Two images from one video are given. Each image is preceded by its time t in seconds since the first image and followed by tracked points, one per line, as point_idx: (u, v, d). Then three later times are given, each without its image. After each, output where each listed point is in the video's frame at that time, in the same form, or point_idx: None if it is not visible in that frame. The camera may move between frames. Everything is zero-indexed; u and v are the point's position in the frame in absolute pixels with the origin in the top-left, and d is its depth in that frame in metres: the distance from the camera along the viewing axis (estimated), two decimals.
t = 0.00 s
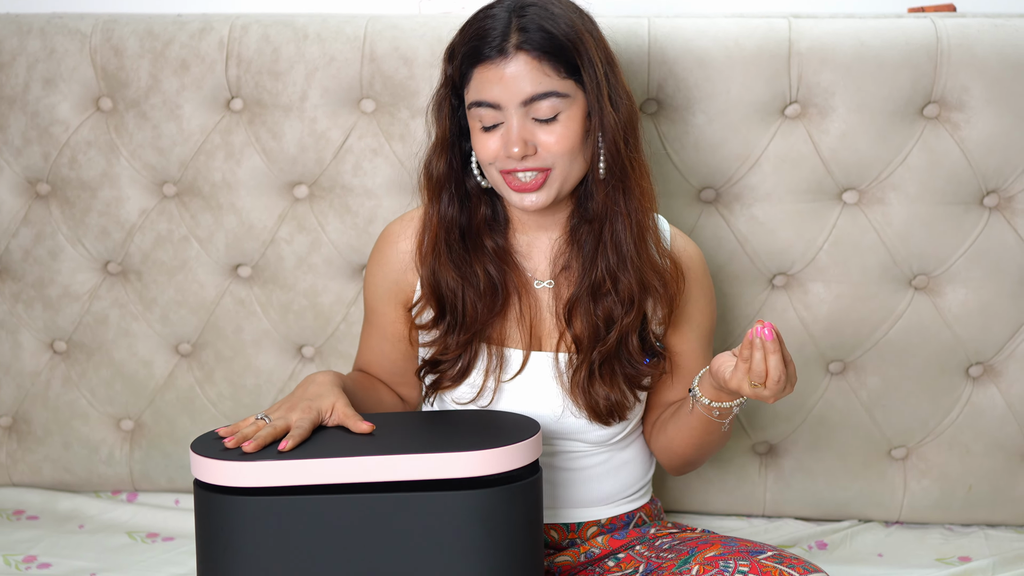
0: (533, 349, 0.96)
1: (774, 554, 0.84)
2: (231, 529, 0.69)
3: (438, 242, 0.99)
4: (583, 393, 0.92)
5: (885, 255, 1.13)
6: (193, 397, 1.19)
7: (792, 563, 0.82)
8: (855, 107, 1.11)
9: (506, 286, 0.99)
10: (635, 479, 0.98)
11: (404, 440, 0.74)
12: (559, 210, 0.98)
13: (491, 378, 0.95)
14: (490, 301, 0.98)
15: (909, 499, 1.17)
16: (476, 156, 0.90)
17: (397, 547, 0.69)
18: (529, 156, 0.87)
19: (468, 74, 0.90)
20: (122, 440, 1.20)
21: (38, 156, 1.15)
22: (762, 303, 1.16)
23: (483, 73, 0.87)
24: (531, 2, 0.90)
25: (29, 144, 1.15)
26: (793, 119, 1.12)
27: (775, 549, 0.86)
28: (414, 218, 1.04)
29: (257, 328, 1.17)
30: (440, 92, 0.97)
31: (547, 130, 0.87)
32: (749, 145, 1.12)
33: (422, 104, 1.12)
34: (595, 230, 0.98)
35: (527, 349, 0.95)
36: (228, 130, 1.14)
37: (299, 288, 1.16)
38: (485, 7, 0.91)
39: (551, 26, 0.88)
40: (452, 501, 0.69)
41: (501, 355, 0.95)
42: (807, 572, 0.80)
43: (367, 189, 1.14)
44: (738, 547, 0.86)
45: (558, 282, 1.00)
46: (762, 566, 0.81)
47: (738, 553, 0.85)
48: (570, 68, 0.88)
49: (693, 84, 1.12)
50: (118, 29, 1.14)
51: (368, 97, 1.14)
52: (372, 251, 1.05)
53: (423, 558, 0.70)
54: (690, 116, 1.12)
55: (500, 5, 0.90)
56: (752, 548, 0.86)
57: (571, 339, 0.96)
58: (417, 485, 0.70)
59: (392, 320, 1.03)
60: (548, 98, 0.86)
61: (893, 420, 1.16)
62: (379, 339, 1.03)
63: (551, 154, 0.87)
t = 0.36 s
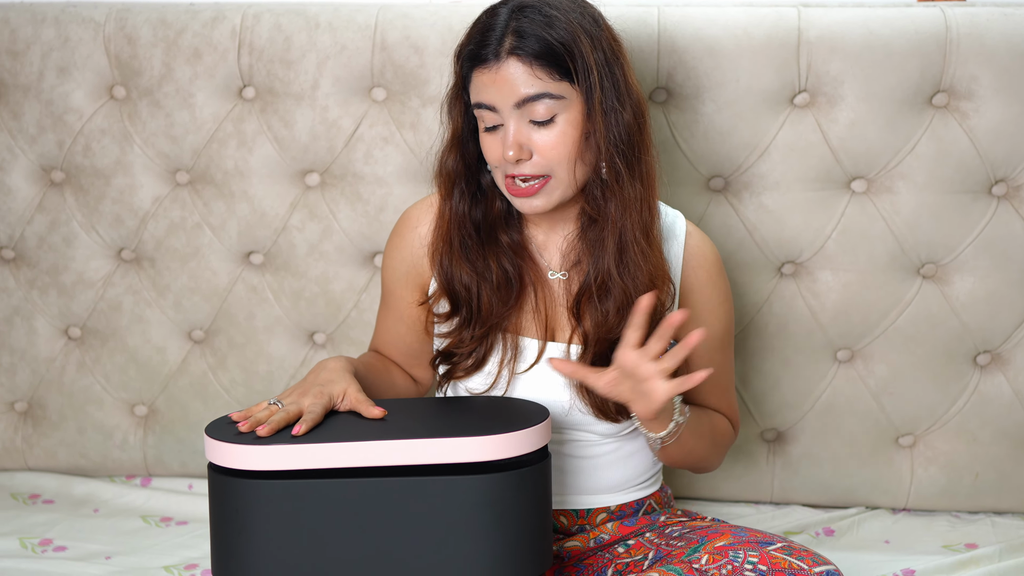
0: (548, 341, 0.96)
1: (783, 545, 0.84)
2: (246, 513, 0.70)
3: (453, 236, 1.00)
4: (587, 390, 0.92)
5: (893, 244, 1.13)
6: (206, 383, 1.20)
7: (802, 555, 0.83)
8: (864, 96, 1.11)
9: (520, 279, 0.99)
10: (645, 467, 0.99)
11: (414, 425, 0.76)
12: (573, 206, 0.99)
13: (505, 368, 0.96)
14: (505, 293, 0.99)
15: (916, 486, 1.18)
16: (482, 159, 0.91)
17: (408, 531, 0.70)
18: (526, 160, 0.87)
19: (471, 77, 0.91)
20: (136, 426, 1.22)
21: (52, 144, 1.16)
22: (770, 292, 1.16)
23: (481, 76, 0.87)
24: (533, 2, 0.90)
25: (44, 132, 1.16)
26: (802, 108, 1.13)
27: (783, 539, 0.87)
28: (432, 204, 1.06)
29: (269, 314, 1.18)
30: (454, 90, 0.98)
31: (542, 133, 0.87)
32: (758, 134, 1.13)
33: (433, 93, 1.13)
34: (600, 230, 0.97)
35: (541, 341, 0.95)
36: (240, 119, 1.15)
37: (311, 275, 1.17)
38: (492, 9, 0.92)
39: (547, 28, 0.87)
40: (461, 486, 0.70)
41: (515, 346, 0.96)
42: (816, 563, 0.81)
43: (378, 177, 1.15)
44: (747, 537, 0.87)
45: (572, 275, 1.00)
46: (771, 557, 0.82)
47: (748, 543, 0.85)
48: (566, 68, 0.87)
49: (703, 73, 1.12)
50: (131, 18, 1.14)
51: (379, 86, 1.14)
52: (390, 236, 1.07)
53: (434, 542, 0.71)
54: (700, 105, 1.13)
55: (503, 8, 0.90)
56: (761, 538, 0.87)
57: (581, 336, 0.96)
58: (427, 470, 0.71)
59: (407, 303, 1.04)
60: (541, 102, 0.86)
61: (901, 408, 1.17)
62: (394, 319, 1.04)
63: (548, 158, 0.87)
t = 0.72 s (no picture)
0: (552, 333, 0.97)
1: (788, 534, 0.85)
2: (251, 500, 0.70)
3: (458, 223, 1.00)
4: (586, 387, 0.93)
5: (900, 233, 1.13)
6: (214, 373, 1.20)
7: (807, 544, 0.83)
8: (871, 85, 1.11)
9: (522, 270, 0.99)
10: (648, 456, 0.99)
11: (422, 414, 0.76)
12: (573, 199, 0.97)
13: (508, 359, 0.97)
14: (508, 281, 0.99)
15: (922, 475, 1.18)
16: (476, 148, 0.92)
17: (413, 519, 0.71)
18: (507, 149, 0.87)
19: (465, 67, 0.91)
20: (144, 415, 1.22)
21: (61, 135, 1.16)
22: (776, 282, 1.16)
23: (469, 67, 0.88)
24: None
25: (52, 123, 1.16)
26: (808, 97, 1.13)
27: (788, 528, 0.87)
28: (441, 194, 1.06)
29: (277, 304, 1.18)
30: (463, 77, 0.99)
31: (520, 126, 0.86)
32: (765, 123, 1.13)
33: (440, 82, 1.13)
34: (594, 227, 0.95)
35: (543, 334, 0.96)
36: (248, 109, 1.15)
37: (318, 265, 1.17)
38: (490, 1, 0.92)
39: (531, 21, 0.87)
40: (463, 475, 0.70)
41: (520, 337, 0.97)
42: (822, 553, 0.81)
43: (385, 167, 1.15)
44: (752, 526, 0.86)
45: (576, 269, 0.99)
46: (776, 546, 0.82)
47: (753, 532, 0.85)
48: (546, 59, 0.86)
49: (710, 63, 1.12)
50: (138, 9, 1.15)
51: (386, 76, 1.14)
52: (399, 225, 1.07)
53: (438, 530, 0.71)
54: (706, 95, 1.13)
55: None
56: (766, 527, 0.87)
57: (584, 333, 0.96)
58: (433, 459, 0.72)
59: (414, 293, 1.04)
60: (521, 92, 0.85)
61: (907, 398, 1.17)
62: (401, 310, 1.05)
63: (528, 148, 0.87)
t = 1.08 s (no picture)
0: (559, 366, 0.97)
1: (761, 568, 0.82)
2: (217, 529, 0.69)
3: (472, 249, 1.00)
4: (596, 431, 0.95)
5: (872, 263, 1.14)
6: (190, 403, 1.20)
7: None
8: (843, 116, 1.12)
9: (530, 301, 1.00)
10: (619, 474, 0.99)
11: (388, 435, 0.76)
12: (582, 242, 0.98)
13: (518, 386, 0.96)
14: (520, 312, 0.99)
15: (897, 503, 1.19)
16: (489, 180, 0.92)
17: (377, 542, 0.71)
18: (518, 193, 0.87)
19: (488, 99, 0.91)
20: (120, 446, 1.22)
21: (37, 165, 1.16)
22: (751, 310, 1.17)
23: (492, 106, 0.88)
24: (558, 39, 0.90)
25: (29, 154, 1.16)
26: (781, 128, 1.14)
27: (764, 561, 0.85)
28: (454, 217, 1.06)
29: (253, 334, 1.18)
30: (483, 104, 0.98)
31: (535, 173, 0.87)
32: (738, 154, 1.14)
33: (416, 113, 1.13)
34: (601, 279, 0.96)
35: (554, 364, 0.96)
36: (224, 140, 1.15)
37: (295, 295, 1.17)
38: (522, 38, 0.92)
39: (559, 74, 0.87)
40: (427, 495, 0.71)
41: (532, 366, 0.96)
42: None
43: (361, 197, 1.15)
44: (729, 561, 0.84)
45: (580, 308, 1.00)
46: None
47: (729, 568, 0.83)
48: (568, 115, 0.86)
49: (684, 94, 1.13)
50: (115, 40, 1.15)
51: (362, 107, 1.15)
52: (410, 239, 1.08)
53: (403, 553, 0.71)
54: (681, 126, 1.14)
55: (529, 40, 0.91)
56: (743, 562, 0.84)
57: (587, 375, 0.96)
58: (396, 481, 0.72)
59: (417, 311, 1.05)
60: (539, 143, 0.86)
61: (881, 426, 1.17)
62: (399, 324, 1.06)
63: (540, 197, 0.87)
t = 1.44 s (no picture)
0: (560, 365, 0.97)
1: (761, 568, 0.83)
2: (223, 525, 0.70)
3: (473, 248, 1.01)
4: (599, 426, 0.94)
5: (871, 268, 1.15)
6: (189, 407, 1.20)
7: None
8: (842, 121, 1.12)
9: (531, 298, 1.00)
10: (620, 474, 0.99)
11: (398, 442, 0.76)
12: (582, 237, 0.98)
13: (519, 382, 0.96)
14: (521, 308, 0.99)
15: (896, 507, 1.19)
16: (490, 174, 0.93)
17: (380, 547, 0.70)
18: (517, 182, 0.88)
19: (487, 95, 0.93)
20: (119, 450, 1.22)
21: (37, 169, 1.17)
22: (750, 315, 1.17)
23: (490, 99, 0.90)
24: (554, 33, 0.91)
25: (28, 157, 1.16)
26: (780, 133, 1.14)
27: (763, 563, 0.85)
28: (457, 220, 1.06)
29: (253, 338, 1.18)
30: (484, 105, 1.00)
31: (532, 160, 0.88)
32: (738, 159, 1.14)
33: (416, 118, 1.13)
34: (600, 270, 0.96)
35: (555, 362, 0.97)
36: (224, 144, 1.16)
37: (294, 299, 1.17)
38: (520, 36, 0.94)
39: (554, 64, 0.88)
40: (433, 508, 0.70)
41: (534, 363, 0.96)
42: None
43: (361, 201, 1.15)
44: (727, 561, 0.85)
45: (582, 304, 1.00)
46: None
47: (728, 568, 0.83)
48: (564, 104, 0.87)
49: (683, 99, 1.13)
50: (116, 44, 1.15)
51: (362, 111, 1.15)
52: (415, 242, 1.07)
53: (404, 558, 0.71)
54: (680, 130, 1.14)
55: (526, 36, 0.92)
56: (742, 563, 0.85)
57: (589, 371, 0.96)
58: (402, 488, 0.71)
59: (422, 312, 1.04)
60: (535, 131, 0.87)
61: (880, 430, 1.18)
62: (405, 326, 1.04)
63: (539, 185, 0.88)
